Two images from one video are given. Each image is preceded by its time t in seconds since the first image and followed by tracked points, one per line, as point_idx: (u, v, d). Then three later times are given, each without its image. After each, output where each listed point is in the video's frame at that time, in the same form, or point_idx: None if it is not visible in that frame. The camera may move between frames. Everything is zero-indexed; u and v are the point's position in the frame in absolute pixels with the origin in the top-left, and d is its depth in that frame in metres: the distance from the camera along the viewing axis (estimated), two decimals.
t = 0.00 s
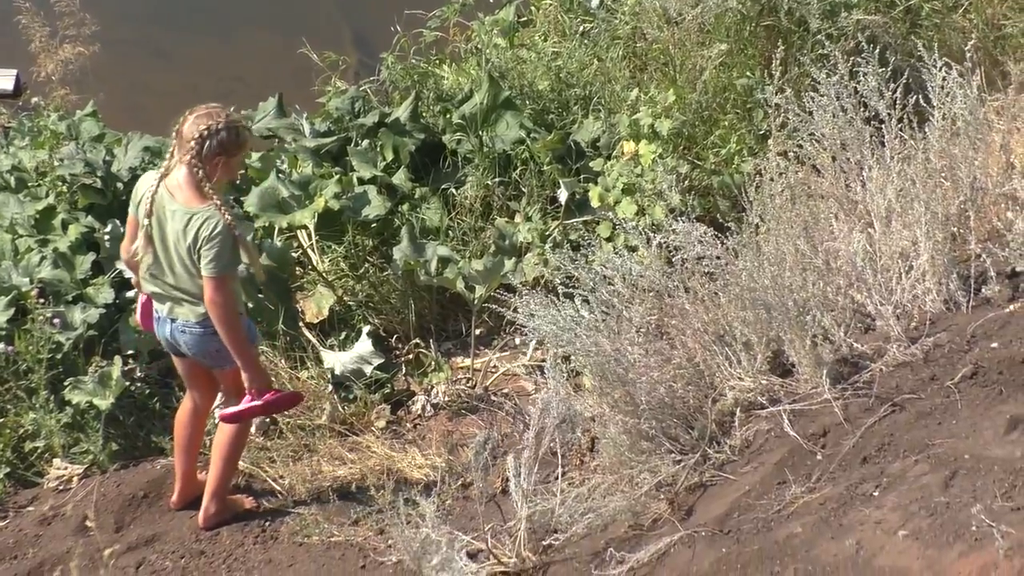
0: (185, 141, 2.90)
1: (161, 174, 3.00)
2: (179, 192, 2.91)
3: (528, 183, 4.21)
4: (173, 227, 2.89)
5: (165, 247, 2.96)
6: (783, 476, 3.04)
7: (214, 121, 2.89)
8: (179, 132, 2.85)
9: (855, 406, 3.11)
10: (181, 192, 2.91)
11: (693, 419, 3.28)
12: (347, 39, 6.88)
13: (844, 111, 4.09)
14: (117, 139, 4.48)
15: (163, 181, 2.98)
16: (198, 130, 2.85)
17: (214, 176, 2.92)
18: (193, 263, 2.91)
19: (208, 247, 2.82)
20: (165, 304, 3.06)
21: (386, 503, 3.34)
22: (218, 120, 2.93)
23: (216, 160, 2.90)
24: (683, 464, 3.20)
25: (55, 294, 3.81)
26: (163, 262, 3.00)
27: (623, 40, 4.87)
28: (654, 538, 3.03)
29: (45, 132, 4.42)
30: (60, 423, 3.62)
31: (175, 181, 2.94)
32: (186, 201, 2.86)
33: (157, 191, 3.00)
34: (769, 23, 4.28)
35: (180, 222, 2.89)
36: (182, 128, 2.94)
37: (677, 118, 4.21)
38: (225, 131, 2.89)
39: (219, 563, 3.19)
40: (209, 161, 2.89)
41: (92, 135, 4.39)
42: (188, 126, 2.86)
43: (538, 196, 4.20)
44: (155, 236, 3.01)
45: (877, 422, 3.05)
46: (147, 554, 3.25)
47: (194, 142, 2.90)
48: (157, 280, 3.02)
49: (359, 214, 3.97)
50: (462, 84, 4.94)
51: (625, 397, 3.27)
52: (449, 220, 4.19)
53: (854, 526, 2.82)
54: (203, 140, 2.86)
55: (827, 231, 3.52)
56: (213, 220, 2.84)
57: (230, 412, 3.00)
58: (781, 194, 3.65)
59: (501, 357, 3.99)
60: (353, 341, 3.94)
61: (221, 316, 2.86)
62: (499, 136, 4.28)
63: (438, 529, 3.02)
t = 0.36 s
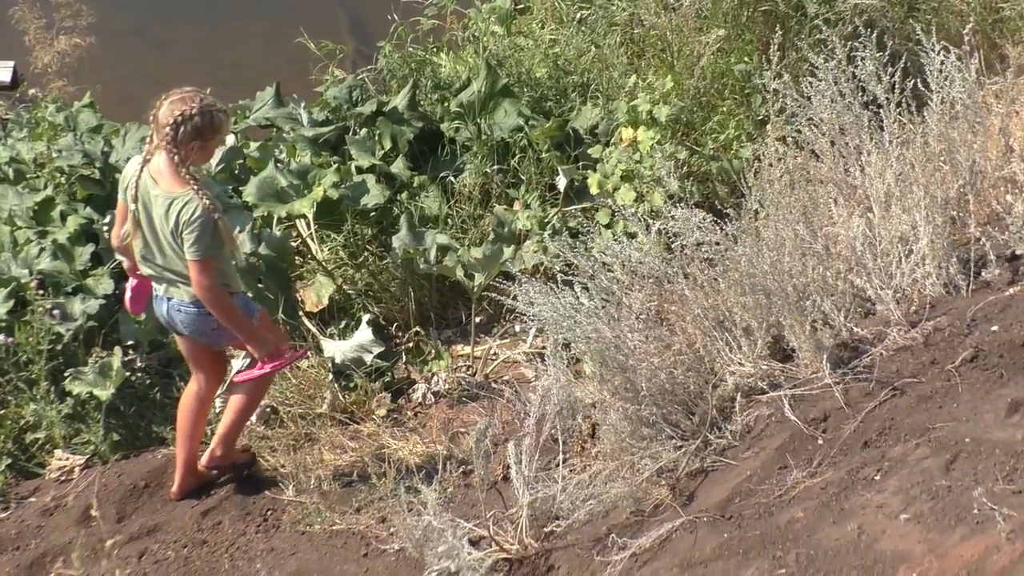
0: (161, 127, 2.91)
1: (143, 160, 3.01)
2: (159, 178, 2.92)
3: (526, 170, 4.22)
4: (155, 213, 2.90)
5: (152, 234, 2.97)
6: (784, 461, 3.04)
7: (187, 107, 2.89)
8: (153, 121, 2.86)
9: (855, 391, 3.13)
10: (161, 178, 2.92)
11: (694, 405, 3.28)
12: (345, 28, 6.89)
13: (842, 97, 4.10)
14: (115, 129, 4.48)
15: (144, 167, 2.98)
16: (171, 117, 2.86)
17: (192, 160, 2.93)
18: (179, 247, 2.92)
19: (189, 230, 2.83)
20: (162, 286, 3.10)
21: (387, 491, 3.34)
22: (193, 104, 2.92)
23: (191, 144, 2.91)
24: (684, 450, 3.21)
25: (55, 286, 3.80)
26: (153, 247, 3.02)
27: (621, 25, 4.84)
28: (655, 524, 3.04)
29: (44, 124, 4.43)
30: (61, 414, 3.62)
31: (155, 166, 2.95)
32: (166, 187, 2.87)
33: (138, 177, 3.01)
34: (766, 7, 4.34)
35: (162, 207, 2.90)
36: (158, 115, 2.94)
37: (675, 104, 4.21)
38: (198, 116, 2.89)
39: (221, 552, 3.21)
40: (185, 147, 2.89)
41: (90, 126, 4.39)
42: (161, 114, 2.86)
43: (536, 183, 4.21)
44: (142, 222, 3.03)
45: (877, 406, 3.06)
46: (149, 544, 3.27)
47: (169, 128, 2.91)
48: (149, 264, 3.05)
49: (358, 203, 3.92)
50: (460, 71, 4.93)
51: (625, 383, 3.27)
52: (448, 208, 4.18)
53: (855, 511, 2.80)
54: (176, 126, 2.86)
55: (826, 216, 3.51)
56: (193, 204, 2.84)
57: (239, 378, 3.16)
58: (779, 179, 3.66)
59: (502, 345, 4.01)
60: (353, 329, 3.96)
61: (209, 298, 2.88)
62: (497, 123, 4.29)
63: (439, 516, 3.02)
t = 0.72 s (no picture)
0: (190, 132, 2.93)
1: (169, 164, 3.03)
2: (186, 182, 2.94)
3: (526, 160, 4.20)
4: (184, 217, 2.93)
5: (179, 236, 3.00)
6: (784, 451, 3.04)
7: (217, 114, 2.92)
8: (185, 125, 2.89)
9: (855, 380, 3.12)
10: (188, 182, 2.94)
11: (694, 396, 3.27)
12: (345, 16, 6.86)
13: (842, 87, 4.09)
14: (115, 119, 4.46)
15: (172, 170, 3.01)
16: (201, 123, 2.89)
17: (221, 165, 2.95)
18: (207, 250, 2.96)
19: (220, 234, 2.86)
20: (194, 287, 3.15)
21: (387, 481, 3.34)
22: (224, 110, 2.94)
23: (220, 150, 2.92)
24: (686, 441, 3.19)
25: (55, 276, 3.79)
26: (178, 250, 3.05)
27: (619, 15, 4.86)
28: (656, 514, 3.03)
29: (44, 114, 4.42)
30: (62, 405, 3.61)
31: (183, 171, 2.97)
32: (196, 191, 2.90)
33: (166, 180, 3.03)
34: None
35: (189, 211, 2.93)
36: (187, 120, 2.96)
37: (676, 93, 4.20)
38: (227, 122, 2.91)
39: (222, 543, 3.21)
40: (214, 152, 2.91)
41: (90, 116, 4.37)
42: (192, 118, 2.89)
43: (536, 172, 4.18)
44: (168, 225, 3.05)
45: (877, 397, 3.05)
46: (149, 535, 3.27)
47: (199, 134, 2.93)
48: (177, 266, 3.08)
49: (358, 192, 3.95)
50: (460, 61, 4.91)
51: (625, 372, 3.27)
52: (448, 197, 4.17)
53: (856, 501, 2.82)
54: (206, 132, 2.89)
55: (825, 207, 3.50)
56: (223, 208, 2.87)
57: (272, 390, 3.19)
58: (781, 169, 3.66)
59: (502, 336, 4.00)
60: (354, 319, 3.96)
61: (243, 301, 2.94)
62: (497, 113, 4.29)
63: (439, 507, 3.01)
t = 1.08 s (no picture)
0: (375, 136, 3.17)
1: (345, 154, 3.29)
2: (358, 178, 3.21)
3: (535, 166, 4.35)
4: (347, 209, 3.21)
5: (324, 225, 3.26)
6: (780, 448, 3.18)
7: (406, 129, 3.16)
8: (373, 132, 3.12)
9: (850, 380, 3.25)
10: (360, 180, 3.21)
11: (694, 393, 3.41)
12: (361, 22, 7.03)
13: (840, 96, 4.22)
14: (138, 123, 4.60)
15: (346, 164, 3.28)
16: (388, 134, 3.11)
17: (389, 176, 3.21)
18: (353, 244, 3.23)
19: (376, 236, 3.16)
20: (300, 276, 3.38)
21: (398, 474, 3.48)
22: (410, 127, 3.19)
23: (396, 163, 3.17)
24: (685, 437, 3.35)
25: (80, 274, 3.94)
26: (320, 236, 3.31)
27: (625, 27, 4.88)
28: (656, 507, 3.18)
29: (70, 117, 4.57)
30: (86, 397, 3.75)
31: (355, 169, 3.24)
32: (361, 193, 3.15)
33: (338, 170, 3.30)
34: (767, 9, 4.47)
35: (353, 207, 3.20)
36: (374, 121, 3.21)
37: (679, 102, 4.35)
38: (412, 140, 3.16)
39: (240, 531, 3.36)
40: (388, 162, 3.16)
41: (114, 119, 4.51)
42: (385, 127, 3.12)
43: (544, 177, 4.33)
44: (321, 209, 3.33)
45: (870, 396, 3.18)
46: (169, 524, 3.41)
47: (382, 140, 3.17)
48: (306, 250, 3.33)
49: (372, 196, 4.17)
50: (471, 68, 5.04)
51: (627, 371, 3.44)
52: (459, 201, 4.34)
53: (849, 498, 2.93)
54: (390, 143, 3.13)
55: (821, 211, 3.63)
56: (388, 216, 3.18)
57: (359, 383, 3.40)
58: (779, 176, 3.76)
59: (509, 335, 4.14)
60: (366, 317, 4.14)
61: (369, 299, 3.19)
62: (507, 120, 4.39)
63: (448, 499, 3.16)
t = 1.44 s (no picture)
0: (456, 132, 3.48)
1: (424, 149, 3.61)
2: (434, 170, 3.51)
3: (505, 198, 4.59)
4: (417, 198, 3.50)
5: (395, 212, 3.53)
6: (735, 470, 3.30)
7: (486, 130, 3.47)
8: (455, 125, 3.42)
9: (801, 406, 3.41)
10: (435, 173, 3.50)
11: (653, 417, 3.56)
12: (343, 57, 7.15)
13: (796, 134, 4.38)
14: (127, 152, 4.77)
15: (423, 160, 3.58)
16: (469, 127, 3.41)
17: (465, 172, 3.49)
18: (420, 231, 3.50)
19: (439, 223, 3.39)
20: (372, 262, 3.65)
21: (369, 492, 3.61)
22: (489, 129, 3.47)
23: (472, 160, 3.45)
24: (644, 459, 3.48)
25: (68, 296, 4.09)
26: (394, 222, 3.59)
27: (594, 66, 5.15)
28: (617, 525, 3.30)
29: (61, 146, 4.74)
30: (71, 415, 3.88)
31: (432, 163, 3.53)
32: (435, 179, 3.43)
33: (415, 164, 3.61)
34: (728, 51, 4.66)
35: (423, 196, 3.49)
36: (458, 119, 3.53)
37: (645, 137, 4.49)
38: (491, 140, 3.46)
39: (217, 546, 3.48)
40: (463, 157, 3.45)
41: (104, 149, 4.69)
42: (468, 123, 3.43)
43: (515, 209, 4.58)
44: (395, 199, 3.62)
45: (820, 420, 3.32)
46: (149, 538, 3.53)
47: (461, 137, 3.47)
48: (377, 237, 3.63)
49: (350, 224, 4.51)
50: (446, 103, 5.28)
51: (591, 398, 3.56)
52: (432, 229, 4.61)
53: (799, 518, 2.99)
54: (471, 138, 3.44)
55: (777, 244, 3.80)
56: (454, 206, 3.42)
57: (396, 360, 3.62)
58: (736, 211, 3.94)
59: (480, 359, 4.30)
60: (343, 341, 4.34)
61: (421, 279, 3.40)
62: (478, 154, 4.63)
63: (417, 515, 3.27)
